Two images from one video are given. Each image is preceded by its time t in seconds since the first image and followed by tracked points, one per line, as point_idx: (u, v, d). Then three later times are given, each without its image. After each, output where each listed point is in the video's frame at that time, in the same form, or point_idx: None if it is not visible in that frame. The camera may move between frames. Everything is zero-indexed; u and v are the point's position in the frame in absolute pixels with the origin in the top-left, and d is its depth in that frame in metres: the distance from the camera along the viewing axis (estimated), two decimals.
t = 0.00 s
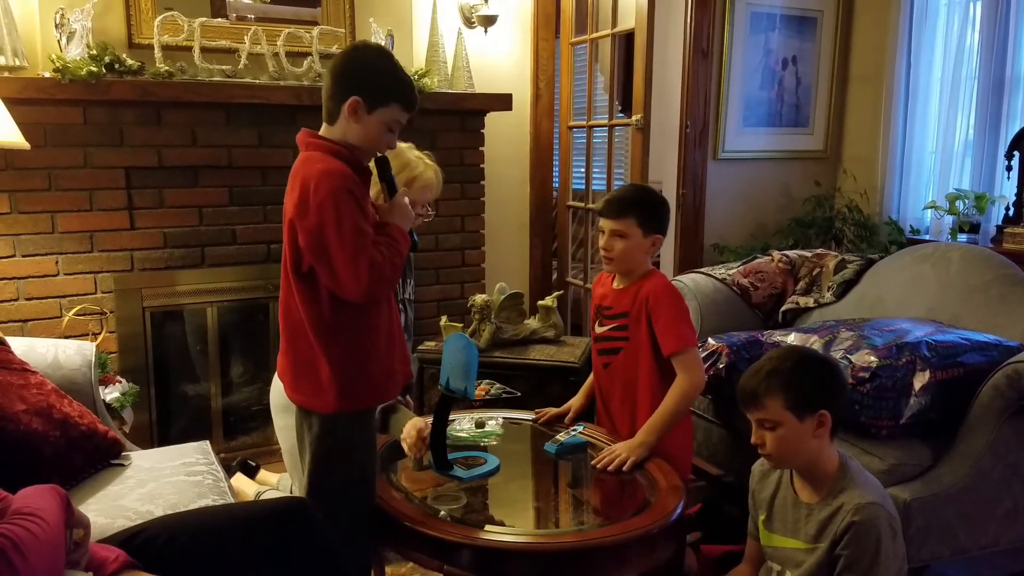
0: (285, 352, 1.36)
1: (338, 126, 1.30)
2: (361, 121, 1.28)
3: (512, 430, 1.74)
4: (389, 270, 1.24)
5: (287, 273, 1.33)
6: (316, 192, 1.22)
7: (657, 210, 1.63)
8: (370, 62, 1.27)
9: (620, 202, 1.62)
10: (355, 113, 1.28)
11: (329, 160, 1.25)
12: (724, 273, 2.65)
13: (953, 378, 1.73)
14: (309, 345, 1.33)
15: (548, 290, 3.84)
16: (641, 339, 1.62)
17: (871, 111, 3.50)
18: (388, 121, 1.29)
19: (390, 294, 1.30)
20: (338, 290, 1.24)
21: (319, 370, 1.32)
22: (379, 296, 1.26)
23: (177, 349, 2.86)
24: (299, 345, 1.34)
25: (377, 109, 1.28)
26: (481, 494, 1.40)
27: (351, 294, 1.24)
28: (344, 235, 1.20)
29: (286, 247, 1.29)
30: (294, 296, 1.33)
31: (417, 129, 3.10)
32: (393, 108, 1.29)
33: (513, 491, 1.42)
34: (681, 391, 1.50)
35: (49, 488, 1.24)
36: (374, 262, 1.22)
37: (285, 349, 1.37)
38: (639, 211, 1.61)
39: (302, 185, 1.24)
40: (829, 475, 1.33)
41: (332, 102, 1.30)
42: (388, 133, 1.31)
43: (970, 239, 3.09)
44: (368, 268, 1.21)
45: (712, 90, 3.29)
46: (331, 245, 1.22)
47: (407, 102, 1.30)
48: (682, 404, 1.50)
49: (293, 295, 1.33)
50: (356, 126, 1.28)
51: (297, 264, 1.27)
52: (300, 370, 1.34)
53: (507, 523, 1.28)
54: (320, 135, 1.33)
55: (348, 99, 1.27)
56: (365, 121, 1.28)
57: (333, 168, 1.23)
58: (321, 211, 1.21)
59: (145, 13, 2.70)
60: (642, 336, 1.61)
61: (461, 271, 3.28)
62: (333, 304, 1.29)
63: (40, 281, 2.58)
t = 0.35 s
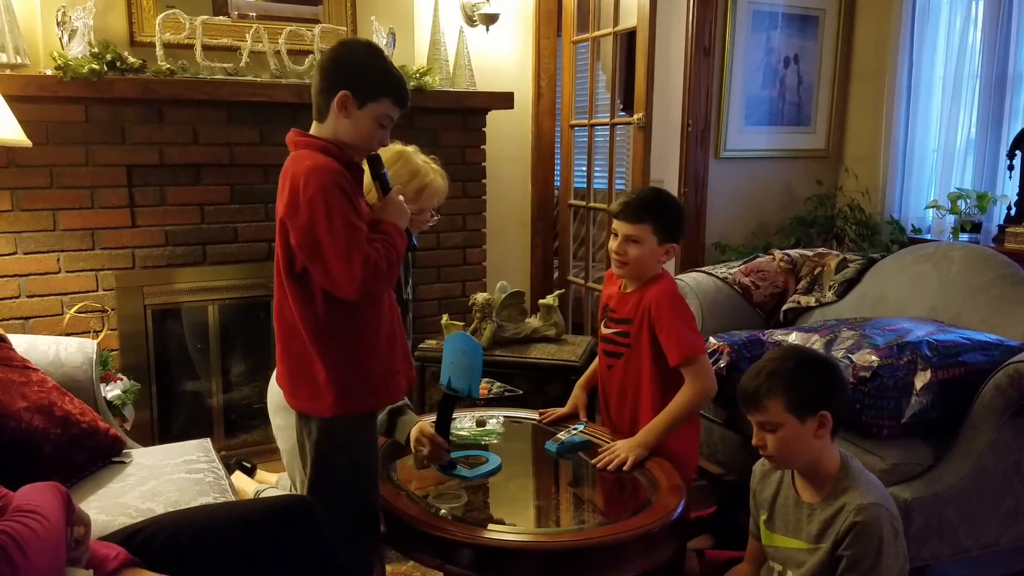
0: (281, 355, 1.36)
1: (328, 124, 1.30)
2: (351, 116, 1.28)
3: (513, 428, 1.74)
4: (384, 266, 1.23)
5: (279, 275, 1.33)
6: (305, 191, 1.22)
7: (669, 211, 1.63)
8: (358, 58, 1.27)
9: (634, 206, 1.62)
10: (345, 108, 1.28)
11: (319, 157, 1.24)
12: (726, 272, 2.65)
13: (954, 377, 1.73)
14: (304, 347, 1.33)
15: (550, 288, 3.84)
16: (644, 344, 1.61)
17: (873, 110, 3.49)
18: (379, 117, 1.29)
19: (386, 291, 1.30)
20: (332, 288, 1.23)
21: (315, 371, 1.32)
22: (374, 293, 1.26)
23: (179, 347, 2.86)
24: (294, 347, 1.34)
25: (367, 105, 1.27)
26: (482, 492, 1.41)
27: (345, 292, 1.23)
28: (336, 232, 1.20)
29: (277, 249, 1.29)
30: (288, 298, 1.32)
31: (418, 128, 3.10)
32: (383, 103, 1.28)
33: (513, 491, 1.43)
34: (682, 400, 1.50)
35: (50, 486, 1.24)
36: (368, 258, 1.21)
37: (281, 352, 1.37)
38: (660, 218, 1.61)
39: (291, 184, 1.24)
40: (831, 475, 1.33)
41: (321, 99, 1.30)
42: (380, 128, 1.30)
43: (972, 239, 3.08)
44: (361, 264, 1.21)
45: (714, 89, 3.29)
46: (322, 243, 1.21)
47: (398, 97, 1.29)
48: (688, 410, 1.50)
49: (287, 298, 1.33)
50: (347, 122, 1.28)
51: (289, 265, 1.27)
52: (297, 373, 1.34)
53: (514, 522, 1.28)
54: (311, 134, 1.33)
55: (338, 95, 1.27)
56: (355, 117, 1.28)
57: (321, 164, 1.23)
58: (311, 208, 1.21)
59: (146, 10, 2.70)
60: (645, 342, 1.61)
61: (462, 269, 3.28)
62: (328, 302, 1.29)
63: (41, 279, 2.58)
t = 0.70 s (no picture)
0: (275, 359, 1.36)
1: (320, 120, 1.30)
2: (343, 112, 1.28)
3: (514, 427, 1.74)
4: (379, 268, 1.23)
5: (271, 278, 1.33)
6: (297, 193, 1.21)
7: (660, 210, 1.60)
8: (349, 52, 1.27)
9: (624, 205, 1.60)
10: (338, 104, 1.27)
11: (310, 158, 1.24)
12: (727, 269, 2.64)
13: (955, 375, 1.73)
14: (297, 351, 1.32)
15: (551, 286, 3.83)
16: (636, 342, 1.62)
17: (875, 107, 3.49)
18: (372, 112, 1.29)
19: (381, 292, 1.30)
20: (326, 290, 1.23)
21: (310, 374, 1.31)
22: (370, 295, 1.26)
23: (180, 345, 2.86)
24: (289, 350, 1.34)
25: (359, 101, 1.27)
26: (484, 490, 1.42)
27: (339, 295, 1.23)
28: (329, 234, 1.20)
29: (270, 252, 1.28)
30: (280, 301, 1.32)
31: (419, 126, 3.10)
32: (375, 97, 1.28)
33: (516, 488, 1.44)
34: (677, 395, 1.50)
35: (52, 485, 1.24)
36: (362, 260, 1.21)
37: (275, 357, 1.37)
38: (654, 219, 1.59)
39: (283, 186, 1.24)
40: (832, 473, 1.33)
41: (312, 95, 1.30)
42: (373, 125, 1.30)
43: (973, 237, 3.07)
44: (356, 265, 1.20)
45: (715, 87, 3.28)
46: (315, 246, 1.21)
47: (390, 91, 1.29)
48: (685, 407, 1.49)
49: (279, 301, 1.32)
50: (339, 118, 1.28)
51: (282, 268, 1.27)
52: (292, 378, 1.34)
53: (521, 518, 1.31)
54: (303, 131, 1.32)
55: (331, 90, 1.27)
56: (347, 112, 1.28)
57: (313, 164, 1.23)
58: (303, 209, 1.21)
59: (146, 9, 2.70)
60: (638, 339, 1.61)
61: (463, 267, 3.28)
62: (322, 305, 1.28)
63: (43, 277, 2.59)
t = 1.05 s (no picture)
0: (262, 359, 1.36)
1: (318, 118, 1.30)
2: (343, 112, 1.28)
3: (513, 426, 1.74)
4: (372, 274, 1.24)
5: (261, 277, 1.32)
6: (294, 194, 1.21)
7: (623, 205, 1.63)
8: (351, 51, 1.27)
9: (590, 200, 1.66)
10: (338, 104, 1.27)
11: (308, 158, 1.24)
12: (726, 268, 2.64)
13: (954, 374, 1.73)
14: (286, 352, 1.32)
15: (551, 285, 3.83)
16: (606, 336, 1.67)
17: (874, 107, 3.49)
18: (372, 114, 1.29)
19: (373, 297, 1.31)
20: (319, 293, 1.23)
21: (299, 375, 1.31)
22: (362, 300, 1.27)
23: (180, 344, 2.86)
24: (277, 351, 1.33)
25: (361, 102, 1.28)
26: (483, 489, 1.45)
27: (333, 299, 1.24)
28: (325, 238, 1.20)
29: (262, 251, 1.28)
30: (269, 301, 1.32)
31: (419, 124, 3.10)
32: (376, 99, 1.29)
33: (515, 488, 1.46)
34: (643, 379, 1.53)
35: (50, 484, 1.24)
36: (357, 265, 1.22)
37: (261, 356, 1.37)
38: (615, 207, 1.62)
39: (278, 186, 1.23)
40: (832, 472, 1.33)
41: (312, 93, 1.29)
42: (371, 126, 1.31)
43: (972, 235, 3.07)
44: (351, 270, 1.21)
45: (715, 86, 3.28)
46: (310, 249, 1.21)
47: (391, 94, 1.30)
48: (653, 389, 1.52)
49: (268, 301, 1.32)
50: (338, 118, 1.28)
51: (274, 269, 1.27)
52: (279, 379, 1.34)
53: (521, 516, 1.34)
54: (299, 129, 1.32)
55: (332, 89, 1.27)
56: (348, 113, 1.28)
57: (310, 165, 1.23)
58: (300, 210, 1.21)
59: (146, 7, 2.70)
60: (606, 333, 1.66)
61: (463, 266, 3.28)
62: (313, 307, 1.29)
63: (42, 276, 2.58)
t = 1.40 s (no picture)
0: (259, 359, 1.36)
1: (310, 116, 1.30)
2: (335, 109, 1.28)
3: (509, 425, 1.75)
4: (365, 274, 1.24)
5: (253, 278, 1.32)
6: (284, 195, 1.21)
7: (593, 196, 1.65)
8: (342, 48, 1.27)
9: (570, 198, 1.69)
10: (330, 101, 1.27)
11: (299, 158, 1.24)
12: (722, 269, 2.65)
13: (950, 375, 1.72)
14: (281, 353, 1.32)
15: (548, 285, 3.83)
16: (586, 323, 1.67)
17: (871, 108, 3.50)
18: (364, 110, 1.29)
19: (366, 297, 1.31)
20: (312, 294, 1.23)
21: (293, 377, 1.31)
22: (356, 299, 1.27)
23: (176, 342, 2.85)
24: (271, 352, 1.34)
25: (353, 99, 1.28)
26: (479, 488, 1.45)
27: (326, 299, 1.24)
28: (316, 239, 1.20)
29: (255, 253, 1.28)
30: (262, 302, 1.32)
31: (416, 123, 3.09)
32: (368, 96, 1.29)
33: (511, 487, 1.47)
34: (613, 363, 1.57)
35: (45, 483, 1.23)
36: (349, 265, 1.22)
37: (257, 357, 1.37)
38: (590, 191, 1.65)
39: (269, 187, 1.23)
40: (828, 473, 1.33)
41: (303, 91, 1.29)
42: (364, 122, 1.31)
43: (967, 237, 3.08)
44: (343, 270, 1.21)
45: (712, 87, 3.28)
46: (302, 250, 1.21)
47: (383, 90, 1.30)
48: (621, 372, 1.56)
49: (261, 302, 1.32)
50: (331, 115, 1.28)
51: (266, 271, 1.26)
52: (276, 379, 1.34)
53: (517, 515, 1.34)
54: (290, 128, 1.32)
55: (323, 86, 1.27)
56: (340, 111, 1.28)
57: (301, 165, 1.23)
58: (291, 211, 1.21)
59: (143, 5, 2.69)
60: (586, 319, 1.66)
61: (460, 265, 3.28)
62: (306, 308, 1.29)
63: (37, 274, 2.58)
